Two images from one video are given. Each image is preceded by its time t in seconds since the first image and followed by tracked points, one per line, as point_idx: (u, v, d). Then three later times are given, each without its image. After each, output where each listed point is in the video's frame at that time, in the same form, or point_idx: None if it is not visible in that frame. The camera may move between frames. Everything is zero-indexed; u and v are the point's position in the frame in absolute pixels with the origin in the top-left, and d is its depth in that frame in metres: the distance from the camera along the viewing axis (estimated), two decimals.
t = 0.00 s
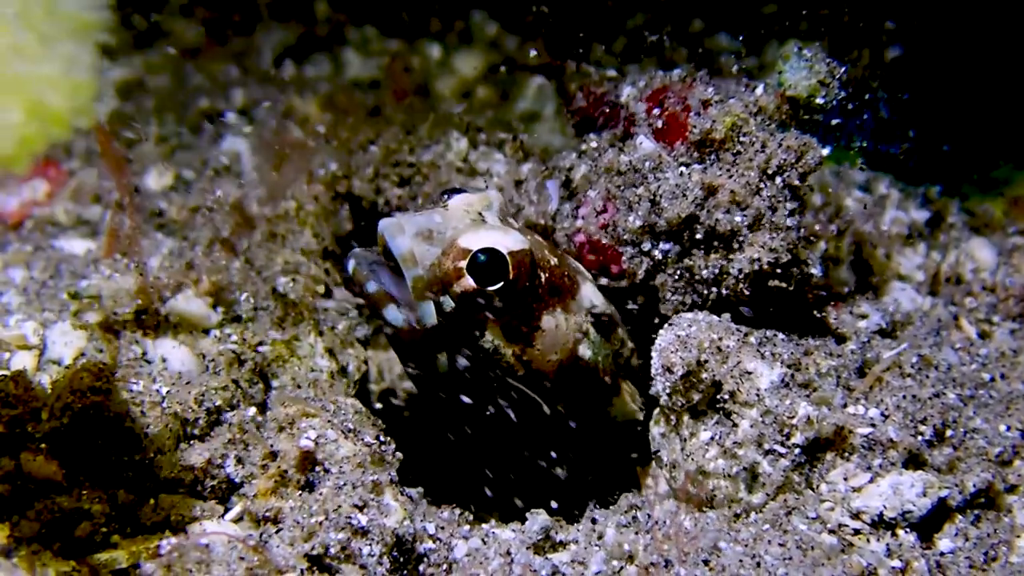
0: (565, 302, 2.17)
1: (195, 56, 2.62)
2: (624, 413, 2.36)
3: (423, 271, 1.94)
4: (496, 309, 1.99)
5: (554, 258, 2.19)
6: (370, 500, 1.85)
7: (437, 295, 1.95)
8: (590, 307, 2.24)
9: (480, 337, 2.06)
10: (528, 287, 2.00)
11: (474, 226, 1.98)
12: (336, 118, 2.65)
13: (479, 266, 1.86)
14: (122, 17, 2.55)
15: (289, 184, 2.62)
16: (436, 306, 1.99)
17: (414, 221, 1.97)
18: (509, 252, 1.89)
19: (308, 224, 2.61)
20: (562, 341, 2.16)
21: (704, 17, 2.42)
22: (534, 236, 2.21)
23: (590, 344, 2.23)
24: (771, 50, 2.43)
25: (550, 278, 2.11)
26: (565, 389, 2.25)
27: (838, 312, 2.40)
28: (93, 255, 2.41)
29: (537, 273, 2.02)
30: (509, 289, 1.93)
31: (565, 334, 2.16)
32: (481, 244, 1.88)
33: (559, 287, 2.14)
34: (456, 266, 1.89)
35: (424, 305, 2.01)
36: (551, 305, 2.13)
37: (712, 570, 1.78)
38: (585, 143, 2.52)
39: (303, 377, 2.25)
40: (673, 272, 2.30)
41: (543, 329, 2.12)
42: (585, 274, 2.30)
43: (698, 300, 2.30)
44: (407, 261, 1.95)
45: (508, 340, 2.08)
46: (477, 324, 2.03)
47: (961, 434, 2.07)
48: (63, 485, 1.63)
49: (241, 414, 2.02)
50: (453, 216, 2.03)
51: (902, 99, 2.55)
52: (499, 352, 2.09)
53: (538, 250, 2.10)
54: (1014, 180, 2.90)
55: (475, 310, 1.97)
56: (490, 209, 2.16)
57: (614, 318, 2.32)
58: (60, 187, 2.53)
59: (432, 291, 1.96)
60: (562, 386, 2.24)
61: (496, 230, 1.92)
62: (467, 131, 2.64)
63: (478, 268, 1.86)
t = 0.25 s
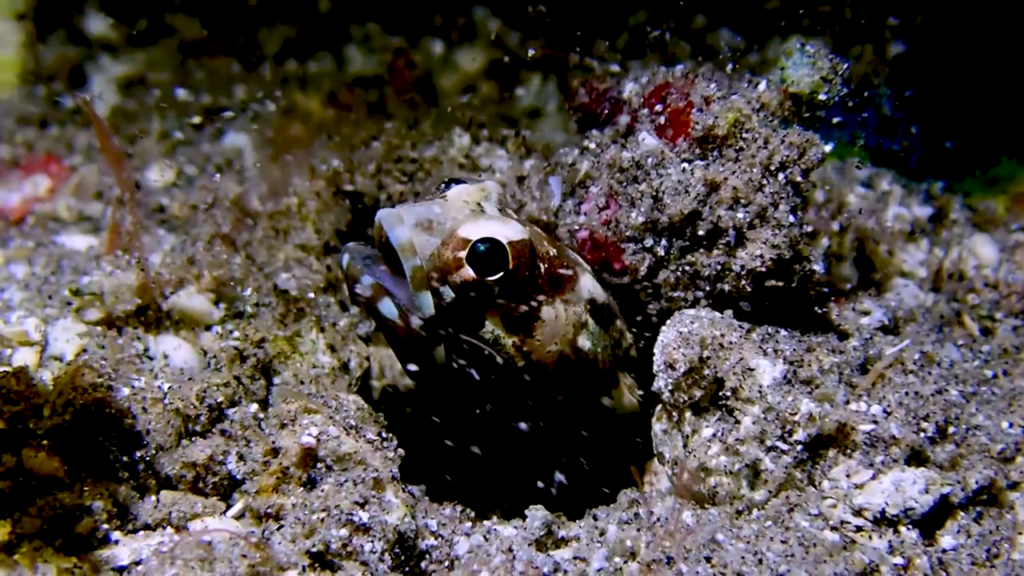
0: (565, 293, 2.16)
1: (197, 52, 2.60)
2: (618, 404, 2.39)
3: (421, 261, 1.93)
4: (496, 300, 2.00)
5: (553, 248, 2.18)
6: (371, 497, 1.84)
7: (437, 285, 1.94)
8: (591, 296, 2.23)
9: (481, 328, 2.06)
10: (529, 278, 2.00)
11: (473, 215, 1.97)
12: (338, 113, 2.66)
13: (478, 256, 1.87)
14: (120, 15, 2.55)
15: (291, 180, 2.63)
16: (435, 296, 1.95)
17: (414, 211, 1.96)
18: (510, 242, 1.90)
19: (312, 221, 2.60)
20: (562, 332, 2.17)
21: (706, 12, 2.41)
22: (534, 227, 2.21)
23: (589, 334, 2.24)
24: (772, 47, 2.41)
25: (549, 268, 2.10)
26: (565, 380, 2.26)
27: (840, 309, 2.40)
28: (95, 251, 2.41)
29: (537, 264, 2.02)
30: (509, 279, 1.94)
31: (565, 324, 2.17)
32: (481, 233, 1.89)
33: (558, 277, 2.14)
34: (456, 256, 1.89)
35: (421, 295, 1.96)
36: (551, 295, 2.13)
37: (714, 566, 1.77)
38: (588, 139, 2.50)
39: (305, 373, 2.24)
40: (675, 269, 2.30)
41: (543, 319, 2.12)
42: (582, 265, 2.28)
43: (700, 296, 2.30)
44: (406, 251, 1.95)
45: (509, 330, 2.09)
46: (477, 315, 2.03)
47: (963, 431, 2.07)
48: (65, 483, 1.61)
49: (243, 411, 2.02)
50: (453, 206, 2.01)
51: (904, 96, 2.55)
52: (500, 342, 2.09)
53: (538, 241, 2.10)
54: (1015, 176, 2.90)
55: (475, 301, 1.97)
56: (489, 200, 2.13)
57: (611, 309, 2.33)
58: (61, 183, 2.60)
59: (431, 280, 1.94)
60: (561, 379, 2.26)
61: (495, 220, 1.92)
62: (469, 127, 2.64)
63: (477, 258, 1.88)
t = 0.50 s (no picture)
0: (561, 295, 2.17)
1: (196, 52, 2.59)
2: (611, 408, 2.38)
3: (416, 262, 1.99)
4: (492, 301, 2.00)
5: (549, 250, 2.20)
6: (369, 497, 1.84)
7: (433, 286, 1.96)
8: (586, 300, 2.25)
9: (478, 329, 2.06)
10: (526, 280, 2.01)
11: (469, 217, 2.00)
12: (337, 114, 2.65)
13: (474, 258, 1.89)
14: (118, 15, 2.53)
15: (291, 181, 2.64)
16: (430, 296, 1.99)
17: (410, 212, 2.01)
18: (506, 244, 1.91)
19: (308, 219, 2.62)
20: (558, 334, 2.17)
21: (705, 12, 2.41)
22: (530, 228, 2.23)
23: (585, 336, 2.25)
24: (771, 47, 2.41)
25: (545, 270, 2.11)
26: (561, 382, 2.26)
27: (838, 309, 2.41)
28: (93, 251, 2.43)
29: (534, 266, 2.03)
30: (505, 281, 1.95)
31: (561, 326, 2.18)
32: (477, 235, 1.90)
33: (554, 279, 2.15)
34: (452, 257, 1.91)
35: (416, 295, 2.01)
36: (547, 297, 2.13)
37: (712, 566, 1.77)
38: (586, 139, 2.51)
39: (304, 373, 2.25)
40: (673, 269, 2.29)
41: (539, 320, 2.12)
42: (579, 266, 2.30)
43: (699, 296, 2.29)
44: (401, 251, 2.00)
45: (505, 331, 2.08)
46: (474, 317, 2.03)
47: (961, 431, 2.07)
48: (64, 484, 1.62)
49: (242, 412, 2.01)
50: (450, 207, 2.03)
51: (903, 96, 2.57)
52: (496, 344, 2.09)
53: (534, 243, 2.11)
54: (1014, 176, 2.88)
55: (473, 303, 1.98)
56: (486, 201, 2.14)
57: (608, 311, 2.33)
58: (60, 183, 2.61)
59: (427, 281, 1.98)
60: (557, 380, 2.25)
61: (491, 222, 1.94)
62: (469, 127, 2.65)
63: (474, 260, 1.89)
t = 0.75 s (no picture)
0: (559, 300, 2.17)
1: (193, 55, 2.60)
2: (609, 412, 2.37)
3: (413, 266, 1.99)
4: (489, 305, 2.00)
5: (547, 254, 2.19)
6: (368, 500, 1.83)
7: (431, 290, 1.98)
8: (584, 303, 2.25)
9: (474, 333, 2.06)
10: (523, 284, 2.02)
11: (466, 221, 2.01)
12: (335, 117, 2.66)
13: (471, 261, 1.90)
14: (115, 18, 2.54)
15: (289, 184, 2.63)
16: (426, 300, 2.00)
17: (406, 216, 2.01)
18: (503, 248, 1.93)
19: (306, 222, 2.58)
20: (556, 338, 2.15)
21: (703, 16, 2.42)
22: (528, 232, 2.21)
23: (583, 341, 2.23)
24: (769, 50, 2.41)
25: (542, 273, 2.11)
26: (559, 388, 2.23)
27: (837, 311, 2.41)
28: (92, 254, 2.43)
29: (531, 270, 2.04)
30: (502, 285, 1.97)
31: (559, 330, 2.15)
32: (474, 239, 1.92)
33: (552, 283, 2.14)
34: (449, 260, 1.93)
35: (412, 299, 2.02)
36: (544, 301, 2.12)
37: (711, 569, 1.78)
38: (584, 142, 2.49)
39: (301, 376, 2.24)
40: (672, 272, 2.30)
41: (536, 324, 2.11)
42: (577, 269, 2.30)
43: (696, 299, 2.30)
44: (397, 256, 1.99)
45: (502, 335, 2.08)
46: (470, 321, 2.03)
47: (959, 433, 2.07)
48: (61, 486, 1.63)
49: (240, 414, 2.00)
50: (447, 212, 2.04)
51: (901, 99, 2.58)
52: (493, 348, 2.09)
53: (531, 247, 2.11)
54: (1011, 180, 2.91)
55: (470, 306, 1.99)
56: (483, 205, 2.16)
57: (606, 316, 2.34)
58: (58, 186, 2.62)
59: (424, 285, 1.99)
60: (555, 385, 2.23)
61: (489, 226, 1.96)
62: (467, 129, 2.63)
63: (471, 264, 1.91)
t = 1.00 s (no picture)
0: (565, 306, 2.17)
1: (196, 55, 2.60)
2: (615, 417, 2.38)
3: (420, 272, 2.00)
4: (495, 310, 2.00)
5: (553, 261, 2.19)
6: (369, 499, 1.84)
7: (437, 296, 1.97)
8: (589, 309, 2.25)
9: (481, 338, 2.05)
10: (529, 290, 2.01)
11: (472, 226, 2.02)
12: (336, 117, 2.66)
13: (477, 268, 1.88)
14: (117, 18, 2.54)
15: (289, 184, 2.62)
16: (432, 306, 2.00)
17: (413, 223, 2.01)
18: (510, 254, 1.90)
19: (307, 223, 2.57)
20: (562, 344, 2.15)
21: (704, 16, 2.41)
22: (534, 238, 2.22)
23: (589, 347, 2.23)
24: (771, 50, 2.41)
25: (548, 279, 2.10)
26: (564, 393, 2.23)
27: (838, 311, 2.40)
28: (93, 254, 2.42)
29: (537, 276, 2.03)
30: (508, 292, 1.95)
31: (564, 337, 2.15)
32: (481, 245, 1.90)
33: (558, 289, 2.14)
34: (456, 266, 1.91)
35: (420, 306, 2.04)
36: (551, 307, 2.12)
37: (713, 569, 1.77)
38: (585, 142, 2.50)
39: (303, 376, 2.24)
40: (673, 272, 2.29)
41: (542, 330, 2.11)
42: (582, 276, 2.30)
43: (698, 299, 2.29)
44: (404, 262, 2.01)
45: (509, 341, 2.07)
46: (476, 326, 2.03)
47: (961, 433, 2.06)
48: (63, 486, 1.62)
49: (242, 414, 2.01)
50: (453, 218, 2.05)
51: (902, 99, 2.59)
52: (499, 354, 2.08)
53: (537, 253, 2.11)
54: (1014, 180, 2.88)
55: (475, 312, 1.97)
56: (489, 210, 2.22)
57: (611, 322, 2.34)
58: (60, 186, 2.62)
59: (430, 291, 1.98)
60: (561, 389, 2.22)
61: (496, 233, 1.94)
62: (468, 129, 2.63)
63: (477, 271, 1.88)
